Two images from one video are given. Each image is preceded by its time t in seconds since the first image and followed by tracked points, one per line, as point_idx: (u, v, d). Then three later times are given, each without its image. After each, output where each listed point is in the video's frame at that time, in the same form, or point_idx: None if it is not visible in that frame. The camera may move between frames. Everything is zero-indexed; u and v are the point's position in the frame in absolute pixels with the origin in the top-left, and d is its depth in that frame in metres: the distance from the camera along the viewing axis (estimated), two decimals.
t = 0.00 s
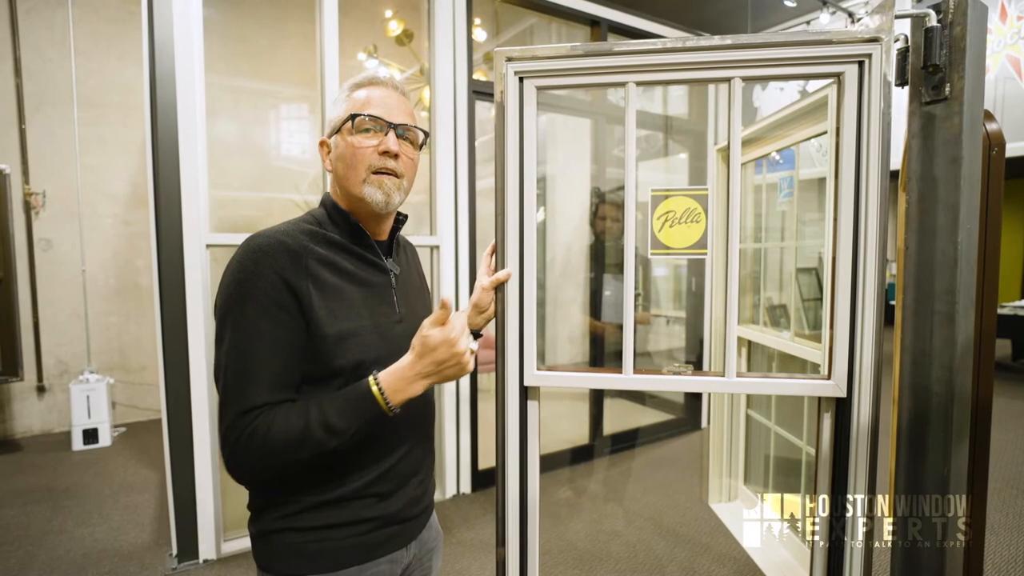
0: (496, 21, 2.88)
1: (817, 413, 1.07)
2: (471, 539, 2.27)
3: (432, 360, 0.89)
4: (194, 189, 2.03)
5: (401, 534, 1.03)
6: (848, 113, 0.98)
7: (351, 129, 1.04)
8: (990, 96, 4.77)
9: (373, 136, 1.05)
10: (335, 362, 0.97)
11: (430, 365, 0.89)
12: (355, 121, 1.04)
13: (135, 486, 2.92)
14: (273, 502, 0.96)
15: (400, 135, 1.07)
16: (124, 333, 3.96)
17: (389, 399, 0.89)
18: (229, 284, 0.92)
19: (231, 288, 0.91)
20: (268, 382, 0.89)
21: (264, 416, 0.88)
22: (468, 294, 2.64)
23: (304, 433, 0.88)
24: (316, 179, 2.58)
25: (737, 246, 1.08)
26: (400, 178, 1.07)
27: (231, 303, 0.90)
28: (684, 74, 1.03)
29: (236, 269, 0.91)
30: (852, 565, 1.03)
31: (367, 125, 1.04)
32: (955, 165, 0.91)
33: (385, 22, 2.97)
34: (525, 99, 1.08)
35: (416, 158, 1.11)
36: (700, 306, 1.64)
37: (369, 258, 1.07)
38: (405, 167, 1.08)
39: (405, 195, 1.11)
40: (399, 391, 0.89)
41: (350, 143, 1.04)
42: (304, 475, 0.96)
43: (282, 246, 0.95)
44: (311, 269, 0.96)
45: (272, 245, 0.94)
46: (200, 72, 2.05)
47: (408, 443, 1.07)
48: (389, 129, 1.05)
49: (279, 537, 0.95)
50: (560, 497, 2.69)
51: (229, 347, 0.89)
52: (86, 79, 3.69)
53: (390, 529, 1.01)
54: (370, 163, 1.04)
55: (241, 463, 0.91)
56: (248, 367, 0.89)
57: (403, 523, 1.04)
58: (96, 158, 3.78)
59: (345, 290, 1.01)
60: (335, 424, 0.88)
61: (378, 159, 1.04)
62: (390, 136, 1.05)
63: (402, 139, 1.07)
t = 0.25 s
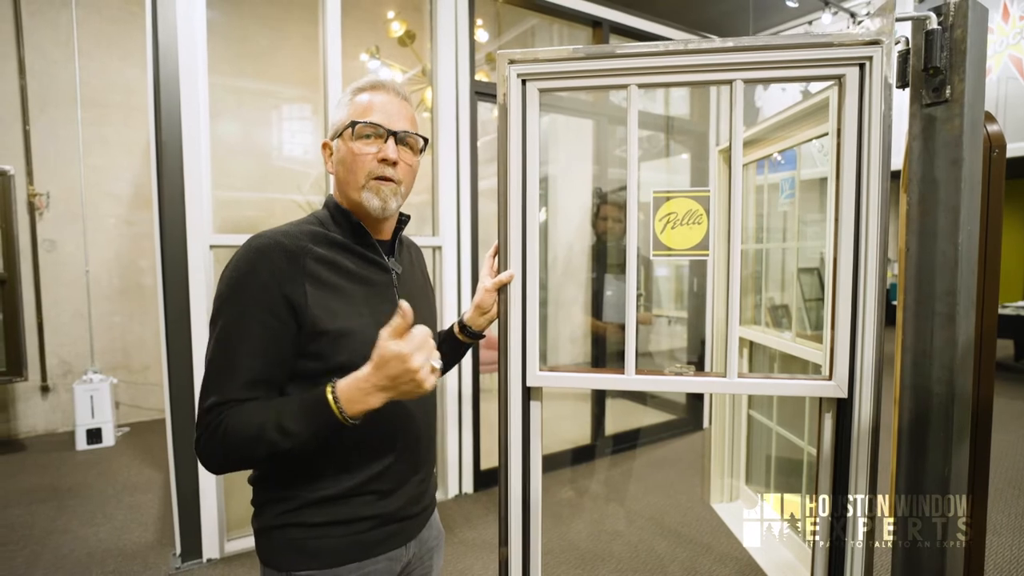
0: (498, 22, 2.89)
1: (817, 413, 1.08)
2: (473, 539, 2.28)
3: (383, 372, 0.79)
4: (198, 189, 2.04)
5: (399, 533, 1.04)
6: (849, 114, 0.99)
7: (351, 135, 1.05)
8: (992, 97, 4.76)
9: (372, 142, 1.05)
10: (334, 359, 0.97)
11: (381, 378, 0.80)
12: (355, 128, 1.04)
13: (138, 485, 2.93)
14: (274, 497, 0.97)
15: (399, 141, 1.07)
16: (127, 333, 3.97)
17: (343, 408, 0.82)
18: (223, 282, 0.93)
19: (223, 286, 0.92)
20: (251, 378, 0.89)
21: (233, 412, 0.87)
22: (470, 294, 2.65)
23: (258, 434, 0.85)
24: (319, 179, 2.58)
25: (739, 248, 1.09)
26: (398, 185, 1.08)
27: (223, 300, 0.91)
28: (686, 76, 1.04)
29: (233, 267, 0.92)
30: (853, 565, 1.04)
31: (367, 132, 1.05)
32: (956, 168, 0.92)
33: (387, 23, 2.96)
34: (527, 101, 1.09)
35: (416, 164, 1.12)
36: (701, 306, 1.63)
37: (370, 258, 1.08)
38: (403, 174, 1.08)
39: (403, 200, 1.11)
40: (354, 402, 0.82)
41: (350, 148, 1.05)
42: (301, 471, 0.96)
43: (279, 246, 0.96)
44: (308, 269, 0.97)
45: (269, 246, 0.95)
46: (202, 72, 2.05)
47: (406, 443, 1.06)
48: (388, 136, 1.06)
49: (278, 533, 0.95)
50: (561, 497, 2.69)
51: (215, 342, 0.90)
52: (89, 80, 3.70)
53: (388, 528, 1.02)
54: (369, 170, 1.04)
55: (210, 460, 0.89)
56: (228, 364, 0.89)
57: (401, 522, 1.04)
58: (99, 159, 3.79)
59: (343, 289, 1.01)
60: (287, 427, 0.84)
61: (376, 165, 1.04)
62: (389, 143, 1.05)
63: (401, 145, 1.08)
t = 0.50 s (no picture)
0: (500, 23, 2.90)
1: (818, 414, 1.08)
2: (474, 539, 2.28)
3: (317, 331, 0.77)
4: (201, 190, 2.05)
5: (398, 531, 1.04)
6: (850, 116, 0.99)
7: (360, 142, 1.06)
8: (995, 97, 4.74)
9: (380, 151, 1.06)
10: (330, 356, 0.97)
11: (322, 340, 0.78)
12: (364, 136, 1.06)
13: (141, 485, 2.94)
14: (277, 492, 0.98)
15: (406, 152, 1.09)
16: (130, 333, 3.99)
17: (301, 381, 0.81)
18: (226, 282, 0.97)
19: (225, 287, 0.96)
20: (245, 374, 0.92)
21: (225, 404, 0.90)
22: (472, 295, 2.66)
23: (236, 423, 0.86)
24: (320, 180, 2.57)
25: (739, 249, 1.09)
26: (402, 194, 1.09)
27: (224, 301, 0.95)
28: (688, 79, 1.05)
29: (232, 268, 0.96)
30: (853, 564, 1.05)
31: (376, 140, 1.06)
32: (956, 170, 0.92)
33: (389, 24, 3.00)
34: (529, 103, 1.10)
35: (421, 175, 1.13)
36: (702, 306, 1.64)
37: (367, 257, 1.08)
38: (407, 184, 1.09)
39: (406, 209, 1.12)
40: (307, 371, 0.81)
41: (358, 155, 1.06)
42: (300, 467, 0.98)
43: (276, 248, 0.98)
44: (302, 269, 0.98)
45: (265, 247, 0.97)
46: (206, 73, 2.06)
47: (404, 442, 1.05)
48: (396, 147, 1.07)
49: (280, 528, 0.97)
50: (563, 497, 2.70)
51: (217, 340, 0.94)
52: (93, 81, 3.72)
53: (387, 526, 1.02)
54: (374, 178, 1.05)
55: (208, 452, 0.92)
56: (226, 361, 0.92)
57: (401, 520, 1.05)
58: (103, 159, 3.81)
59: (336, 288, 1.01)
60: (259, 409, 0.84)
61: (382, 174, 1.05)
62: (396, 155, 1.07)
63: (409, 157, 1.09)
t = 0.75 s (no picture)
0: (501, 23, 2.91)
1: (818, 414, 1.09)
2: (476, 538, 2.29)
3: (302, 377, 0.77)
4: (205, 191, 2.06)
5: (398, 530, 1.05)
6: (850, 118, 1.00)
7: (387, 151, 1.06)
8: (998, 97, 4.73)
9: (404, 163, 1.07)
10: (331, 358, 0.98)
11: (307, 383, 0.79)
12: (392, 146, 1.06)
13: (144, 484, 2.95)
14: (279, 488, 1.00)
15: (430, 168, 1.10)
16: (133, 333, 4.00)
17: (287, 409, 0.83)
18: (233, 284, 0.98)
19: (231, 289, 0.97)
20: (247, 375, 0.94)
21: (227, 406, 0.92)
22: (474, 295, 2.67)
23: (235, 428, 0.87)
24: (322, 179, 2.59)
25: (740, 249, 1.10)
26: (418, 209, 1.10)
27: (229, 302, 0.97)
28: (689, 81, 1.05)
29: (238, 270, 0.97)
30: (853, 564, 1.05)
31: (402, 153, 1.07)
32: (956, 172, 0.93)
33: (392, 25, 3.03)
34: (532, 106, 1.11)
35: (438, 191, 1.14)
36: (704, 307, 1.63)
37: (372, 260, 1.08)
38: (425, 200, 1.11)
39: (418, 223, 1.13)
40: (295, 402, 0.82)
41: (383, 164, 1.06)
42: (301, 465, 0.99)
43: (281, 250, 0.99)
44: (306, 270, 0.99)
45: (270, 251, 0.98)
46: (211, 75, 2.08)
47: (404, 442, 1.06)
48: (421, 162, 1.08)
49: (282, 524, 0.98)
50: (564, 497, 2.70)
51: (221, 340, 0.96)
52: (97, 83, 3.74)
53: (386, 524, 1.02)
54: (394, 190, 1.06)
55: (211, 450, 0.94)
56: (230, 361, 0.94)
57: (401, 518, 1.05)
58: (106, 160, 3.82)
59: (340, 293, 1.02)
60: (253, 428, 0.84)
61: (403, 187, 1.06)
62: (420, 170, 1.07)
63: (430, 173, 1.10)
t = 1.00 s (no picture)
0: (502, 24, 2.90)
1: (819, 413, 1.09)
2: (478, 538, 2.29)
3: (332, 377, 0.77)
4: (207, 191, 2.07)
5: (402, 527, 1.05)
6: (850, 118, 1.00)
7: (392, 150, 1.07)
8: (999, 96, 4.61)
9: (410, 162, 1.08)
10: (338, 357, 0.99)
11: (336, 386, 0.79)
12: (397, 145, 1.07)
13: (147, 484, 2.97)
14: (284, 484, 1.00)
15: (435, 166, 1.10)
16: (136, 333, 4.01)
17: (310, 409, 0.82)
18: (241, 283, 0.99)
19: (240, 287, 0.98)
20: (255, 373, 0.94)
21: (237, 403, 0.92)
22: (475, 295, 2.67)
23: (245, 427, 0.87)
24: (323, 179, 2.61)
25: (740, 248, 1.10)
26: (426, 207, 1.10)
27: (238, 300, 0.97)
28: (691, 81, 1.06)
29: (246, 269, 0.97)
30: (853, 564, 1.06)
31: (408, 151, 1.07)
32: (956, 172, 0.93)
33: (394, 25, 3.03)
34: (533, 106, 1.11)
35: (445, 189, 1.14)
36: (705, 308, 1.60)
37: (379, 260, 1.08)
38: (433, 197, 1.11)
39: (426, 221, 1.14)
40: (318, 404, 0.81)
41: (389, 163, 1.07)
42: (307, 462, 0.99)
43: (290, 250, 0.99)
44: (314, 270, 0.99)
45: (279, 250, 0.99)
46: (213, 74, 2.09)
47: (409, 440, 1.06)
48: (427, 160, 1.08)
49: (287, 520, 0.99)
50: (565, 496, 2.71)
51: (229, 338, 0.97)
52: (99, 83, 3.75)
53: (390, 522, 1.03)
54: (401, 187, 1.06)
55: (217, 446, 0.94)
56: (238, 359, 0.94)
57: (405, 516, 1.06)
58: (108, 160, 3.83)
59: (348, 292, 1.02)
60: (268, 425, 0.85)
61: (410, 185, 1.07)
62: (426, 167, 1.08)
63: (436, 171, 1.10)
